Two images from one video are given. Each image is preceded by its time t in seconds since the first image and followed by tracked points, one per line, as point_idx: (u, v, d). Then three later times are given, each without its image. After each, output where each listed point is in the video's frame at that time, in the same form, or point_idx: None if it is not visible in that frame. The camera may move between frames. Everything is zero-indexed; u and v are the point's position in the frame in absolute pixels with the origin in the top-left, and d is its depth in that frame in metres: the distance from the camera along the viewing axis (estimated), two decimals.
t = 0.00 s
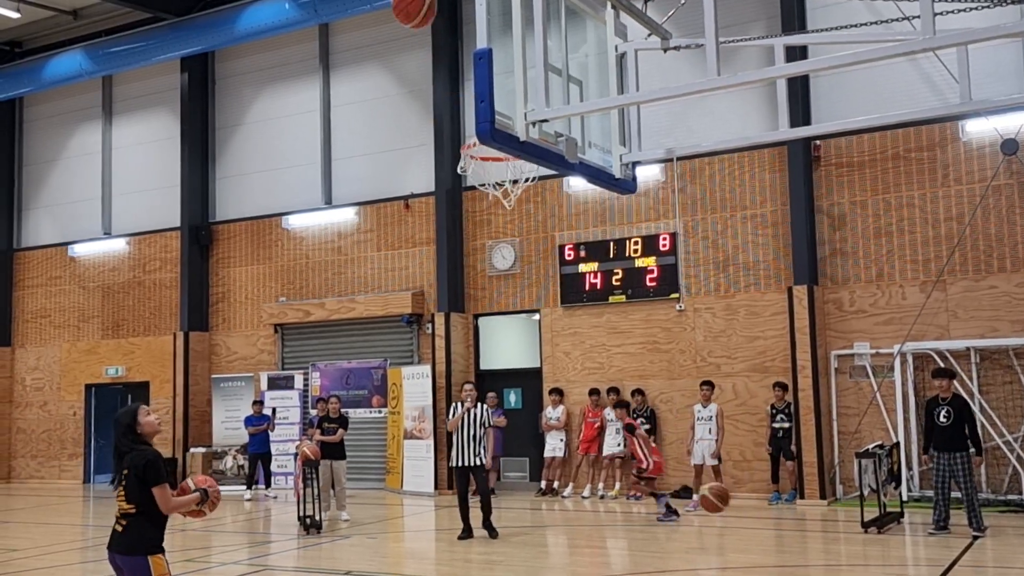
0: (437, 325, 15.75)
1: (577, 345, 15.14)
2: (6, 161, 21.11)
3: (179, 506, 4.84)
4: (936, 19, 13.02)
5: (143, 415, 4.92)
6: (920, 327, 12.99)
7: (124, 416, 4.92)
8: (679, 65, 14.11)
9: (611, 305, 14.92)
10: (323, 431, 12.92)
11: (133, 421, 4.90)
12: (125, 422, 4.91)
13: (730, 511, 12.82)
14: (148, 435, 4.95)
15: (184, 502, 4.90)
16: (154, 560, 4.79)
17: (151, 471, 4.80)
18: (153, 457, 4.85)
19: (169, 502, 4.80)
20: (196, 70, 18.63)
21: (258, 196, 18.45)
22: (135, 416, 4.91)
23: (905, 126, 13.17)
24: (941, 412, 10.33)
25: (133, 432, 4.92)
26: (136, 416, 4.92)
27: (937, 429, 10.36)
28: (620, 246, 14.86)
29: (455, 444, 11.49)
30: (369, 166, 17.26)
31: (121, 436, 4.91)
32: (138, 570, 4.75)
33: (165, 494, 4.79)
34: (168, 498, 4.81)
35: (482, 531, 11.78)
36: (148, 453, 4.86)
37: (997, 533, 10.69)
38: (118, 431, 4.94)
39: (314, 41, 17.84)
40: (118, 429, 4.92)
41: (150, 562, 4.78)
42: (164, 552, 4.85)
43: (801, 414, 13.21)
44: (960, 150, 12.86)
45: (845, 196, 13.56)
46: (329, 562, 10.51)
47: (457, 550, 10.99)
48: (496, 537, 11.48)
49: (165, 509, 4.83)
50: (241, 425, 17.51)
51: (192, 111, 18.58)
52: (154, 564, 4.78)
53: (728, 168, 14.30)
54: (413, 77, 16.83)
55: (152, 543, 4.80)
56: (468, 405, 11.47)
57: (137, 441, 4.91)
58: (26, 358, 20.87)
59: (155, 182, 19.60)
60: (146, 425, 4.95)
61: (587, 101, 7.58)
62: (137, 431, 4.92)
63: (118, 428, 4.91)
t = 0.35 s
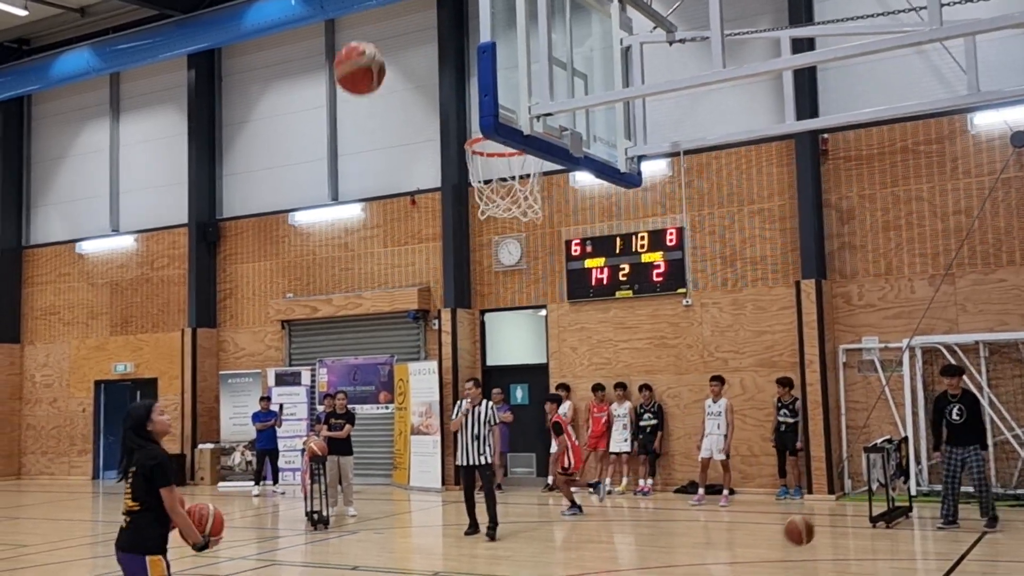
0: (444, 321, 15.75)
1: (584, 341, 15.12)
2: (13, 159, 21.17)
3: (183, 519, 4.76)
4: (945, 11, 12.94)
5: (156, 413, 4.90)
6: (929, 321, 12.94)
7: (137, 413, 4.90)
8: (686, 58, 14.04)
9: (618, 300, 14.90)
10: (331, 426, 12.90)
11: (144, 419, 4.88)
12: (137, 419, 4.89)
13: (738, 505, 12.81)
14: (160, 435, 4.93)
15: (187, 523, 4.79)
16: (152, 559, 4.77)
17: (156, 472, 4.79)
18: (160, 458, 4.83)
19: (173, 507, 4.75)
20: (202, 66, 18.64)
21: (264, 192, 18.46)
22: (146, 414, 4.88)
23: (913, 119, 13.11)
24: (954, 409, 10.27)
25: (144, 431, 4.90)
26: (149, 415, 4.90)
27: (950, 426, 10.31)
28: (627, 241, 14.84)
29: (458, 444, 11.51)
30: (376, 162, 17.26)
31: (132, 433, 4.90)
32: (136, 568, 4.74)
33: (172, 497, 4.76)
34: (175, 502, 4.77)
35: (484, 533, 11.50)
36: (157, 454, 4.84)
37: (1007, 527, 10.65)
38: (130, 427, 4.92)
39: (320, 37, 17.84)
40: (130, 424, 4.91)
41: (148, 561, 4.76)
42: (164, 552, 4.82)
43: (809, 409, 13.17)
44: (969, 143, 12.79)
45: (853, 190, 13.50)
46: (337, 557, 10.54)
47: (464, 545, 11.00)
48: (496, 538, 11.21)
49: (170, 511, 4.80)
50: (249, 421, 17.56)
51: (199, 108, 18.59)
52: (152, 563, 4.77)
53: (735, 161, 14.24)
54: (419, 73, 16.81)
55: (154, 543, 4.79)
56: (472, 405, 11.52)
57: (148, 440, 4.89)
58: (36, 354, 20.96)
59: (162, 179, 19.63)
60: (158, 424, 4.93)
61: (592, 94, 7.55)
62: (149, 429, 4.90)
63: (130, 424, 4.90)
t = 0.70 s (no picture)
0: (479, 310, 15.77)
1: (618, 330, 15.05)
2: (56, 152, 21.50)
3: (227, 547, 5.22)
4: None
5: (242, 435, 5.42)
6: (971, 308, 12.72)
7: (227, 430, 5.40)
8: (721, 44, 13.88)
9: (653, 289, 14.81)
10: (367, 415, 12.95)
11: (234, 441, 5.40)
12: (226, 435, 5.39)
13: (775, 495, 12.70)
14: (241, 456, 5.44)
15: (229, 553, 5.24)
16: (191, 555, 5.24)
17: (226, 489, 5.25)
18: (238, 476, 5.33)
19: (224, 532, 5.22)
20: (238, 58, 18.78)
21: (300, 184, 18.59)
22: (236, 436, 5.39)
23: (955, 103, 12.86)
24: (1018, 417, 10.08)
25: (230, 450, 5.40)
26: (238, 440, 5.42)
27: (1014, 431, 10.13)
28: (662, 229, 14.73)
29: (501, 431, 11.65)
30: (410, 152, 17.29)
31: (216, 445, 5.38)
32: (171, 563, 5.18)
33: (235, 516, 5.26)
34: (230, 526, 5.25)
35: (516, 522, 11.48)
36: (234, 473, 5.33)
37: None
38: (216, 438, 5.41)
39: (354, 28, 17.89)
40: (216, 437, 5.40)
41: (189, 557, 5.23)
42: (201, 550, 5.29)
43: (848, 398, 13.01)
44: (1013, 126, 12.52)
45: (893, 175, 13.29)
46: (373, 545, 10.62)
47: (500, 534, 11.02)
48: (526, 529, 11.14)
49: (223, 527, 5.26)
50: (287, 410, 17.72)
51: (235, 100, 18.75)
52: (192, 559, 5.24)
53: (772, 148, 14.07)
54: (452, 62, 16.80)
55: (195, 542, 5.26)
56: (506, 393, 11.59)
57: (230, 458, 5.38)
58: (80, 344, 21.32)
59: (200, 171, 19.84)
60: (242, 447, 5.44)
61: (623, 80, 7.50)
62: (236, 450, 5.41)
63: (218, 437, 5.40)
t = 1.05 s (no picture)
0: (509, 297, 15.80)
1: (649, 316, 15.00)
2: (93, 141, 21.77)
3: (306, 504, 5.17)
4: None
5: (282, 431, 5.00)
6: (1009, 294, 12.53)
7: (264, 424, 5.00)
8: (752, 27, 13.74)
9: (684, 276, 14.74)
10: (397, 401, 12.97)
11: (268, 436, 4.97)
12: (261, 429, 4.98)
13: (807, 482, 12.62)
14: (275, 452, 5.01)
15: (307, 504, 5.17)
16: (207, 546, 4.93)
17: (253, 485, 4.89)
18: (269, 475, 4.91)
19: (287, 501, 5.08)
20: (271, 47, 18.87)
21: (332, 171, 18.69)
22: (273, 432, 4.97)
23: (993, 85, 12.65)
24: None
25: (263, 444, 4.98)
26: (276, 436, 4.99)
27: None
28: (693, 215, 14.65)
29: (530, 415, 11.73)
30: (440, 139, 17.32)
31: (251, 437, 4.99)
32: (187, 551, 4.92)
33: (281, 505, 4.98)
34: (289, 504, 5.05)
35: (546, 509, 11.52)
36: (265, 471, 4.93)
37: None
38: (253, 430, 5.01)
39: (385, 16, 17.92)
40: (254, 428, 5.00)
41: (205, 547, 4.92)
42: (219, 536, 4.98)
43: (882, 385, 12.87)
44: None
45: (928, 159, 13.09)
46: (405, 530, 10.69)
47: (530, 520, 11.06)
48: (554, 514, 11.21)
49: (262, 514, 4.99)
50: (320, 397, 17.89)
51: (268, 89, 18.87)
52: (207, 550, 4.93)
53: (805, 132, 13.92)
54: (483, 49, 16.78)
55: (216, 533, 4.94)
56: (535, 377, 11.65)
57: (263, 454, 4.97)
58: (118, 331, 21.64)
59: (234, 159, 20.00)
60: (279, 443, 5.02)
61: (648, 64, 7.46)
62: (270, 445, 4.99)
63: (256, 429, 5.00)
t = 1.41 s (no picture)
0: (529, 287, 15.80)
1: (669, 307, 14.95)
2: (117, 132, 21.95)
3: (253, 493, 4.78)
4: None
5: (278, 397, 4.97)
6: None
7: (264, 390, 4.97)
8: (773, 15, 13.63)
9: (705, 266, 14.68)
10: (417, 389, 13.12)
11: (272, 402, 4.95)
12: (263, 397, 4.96)
13: (827, 474, 12.57)
14: (281, 416, 4.98)
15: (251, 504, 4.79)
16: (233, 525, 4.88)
17: (257, 453, 4.82)
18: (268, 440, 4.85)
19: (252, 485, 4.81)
20: (293, 37, 18.90)
21: (353, 161, 18.74)
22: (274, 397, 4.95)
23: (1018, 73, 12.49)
24: None
25: (267, 411, 4.95)
26: (279, 401, 4.96)
27: None
28: (714, 205, 14.57)
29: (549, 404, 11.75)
30: (460, 129, 17.32)
31: (254, 407, 4.95)
32: (213, 535, 4.85)
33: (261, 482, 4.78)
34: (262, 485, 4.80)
35: (565, 499, 11.59)
36: (270, 436, 4.88)
37: None
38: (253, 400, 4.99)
39: (406, 6, 17.92)
40: (253, 398, 4.98)
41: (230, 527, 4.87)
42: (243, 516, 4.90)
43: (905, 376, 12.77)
44: None
45: (952, 148, 12.96)
46: (425, 519, 10.74)
47: (550, 510, 11.09)
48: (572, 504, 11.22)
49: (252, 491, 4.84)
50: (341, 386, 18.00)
51: (290, 79, 18.92)
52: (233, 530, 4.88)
53: (827, 121, 13.80)
54: (503, 38, 16.75)
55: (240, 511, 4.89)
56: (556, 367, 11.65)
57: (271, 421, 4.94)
58: (142, 321, 21.85)
59: (255, 149, 20.10)
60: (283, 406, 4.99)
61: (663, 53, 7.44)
62: (273, 409, 4.96)
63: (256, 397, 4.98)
